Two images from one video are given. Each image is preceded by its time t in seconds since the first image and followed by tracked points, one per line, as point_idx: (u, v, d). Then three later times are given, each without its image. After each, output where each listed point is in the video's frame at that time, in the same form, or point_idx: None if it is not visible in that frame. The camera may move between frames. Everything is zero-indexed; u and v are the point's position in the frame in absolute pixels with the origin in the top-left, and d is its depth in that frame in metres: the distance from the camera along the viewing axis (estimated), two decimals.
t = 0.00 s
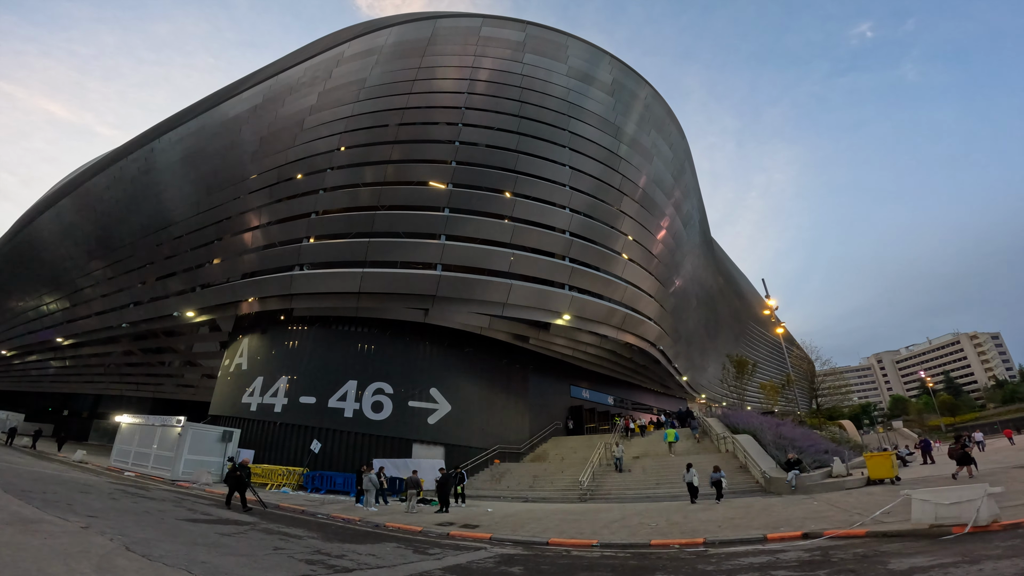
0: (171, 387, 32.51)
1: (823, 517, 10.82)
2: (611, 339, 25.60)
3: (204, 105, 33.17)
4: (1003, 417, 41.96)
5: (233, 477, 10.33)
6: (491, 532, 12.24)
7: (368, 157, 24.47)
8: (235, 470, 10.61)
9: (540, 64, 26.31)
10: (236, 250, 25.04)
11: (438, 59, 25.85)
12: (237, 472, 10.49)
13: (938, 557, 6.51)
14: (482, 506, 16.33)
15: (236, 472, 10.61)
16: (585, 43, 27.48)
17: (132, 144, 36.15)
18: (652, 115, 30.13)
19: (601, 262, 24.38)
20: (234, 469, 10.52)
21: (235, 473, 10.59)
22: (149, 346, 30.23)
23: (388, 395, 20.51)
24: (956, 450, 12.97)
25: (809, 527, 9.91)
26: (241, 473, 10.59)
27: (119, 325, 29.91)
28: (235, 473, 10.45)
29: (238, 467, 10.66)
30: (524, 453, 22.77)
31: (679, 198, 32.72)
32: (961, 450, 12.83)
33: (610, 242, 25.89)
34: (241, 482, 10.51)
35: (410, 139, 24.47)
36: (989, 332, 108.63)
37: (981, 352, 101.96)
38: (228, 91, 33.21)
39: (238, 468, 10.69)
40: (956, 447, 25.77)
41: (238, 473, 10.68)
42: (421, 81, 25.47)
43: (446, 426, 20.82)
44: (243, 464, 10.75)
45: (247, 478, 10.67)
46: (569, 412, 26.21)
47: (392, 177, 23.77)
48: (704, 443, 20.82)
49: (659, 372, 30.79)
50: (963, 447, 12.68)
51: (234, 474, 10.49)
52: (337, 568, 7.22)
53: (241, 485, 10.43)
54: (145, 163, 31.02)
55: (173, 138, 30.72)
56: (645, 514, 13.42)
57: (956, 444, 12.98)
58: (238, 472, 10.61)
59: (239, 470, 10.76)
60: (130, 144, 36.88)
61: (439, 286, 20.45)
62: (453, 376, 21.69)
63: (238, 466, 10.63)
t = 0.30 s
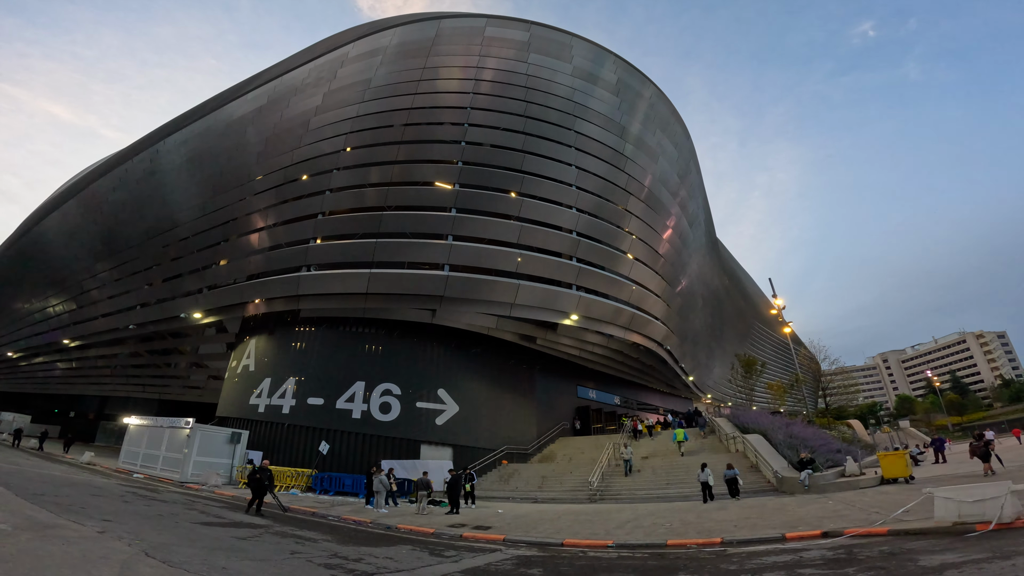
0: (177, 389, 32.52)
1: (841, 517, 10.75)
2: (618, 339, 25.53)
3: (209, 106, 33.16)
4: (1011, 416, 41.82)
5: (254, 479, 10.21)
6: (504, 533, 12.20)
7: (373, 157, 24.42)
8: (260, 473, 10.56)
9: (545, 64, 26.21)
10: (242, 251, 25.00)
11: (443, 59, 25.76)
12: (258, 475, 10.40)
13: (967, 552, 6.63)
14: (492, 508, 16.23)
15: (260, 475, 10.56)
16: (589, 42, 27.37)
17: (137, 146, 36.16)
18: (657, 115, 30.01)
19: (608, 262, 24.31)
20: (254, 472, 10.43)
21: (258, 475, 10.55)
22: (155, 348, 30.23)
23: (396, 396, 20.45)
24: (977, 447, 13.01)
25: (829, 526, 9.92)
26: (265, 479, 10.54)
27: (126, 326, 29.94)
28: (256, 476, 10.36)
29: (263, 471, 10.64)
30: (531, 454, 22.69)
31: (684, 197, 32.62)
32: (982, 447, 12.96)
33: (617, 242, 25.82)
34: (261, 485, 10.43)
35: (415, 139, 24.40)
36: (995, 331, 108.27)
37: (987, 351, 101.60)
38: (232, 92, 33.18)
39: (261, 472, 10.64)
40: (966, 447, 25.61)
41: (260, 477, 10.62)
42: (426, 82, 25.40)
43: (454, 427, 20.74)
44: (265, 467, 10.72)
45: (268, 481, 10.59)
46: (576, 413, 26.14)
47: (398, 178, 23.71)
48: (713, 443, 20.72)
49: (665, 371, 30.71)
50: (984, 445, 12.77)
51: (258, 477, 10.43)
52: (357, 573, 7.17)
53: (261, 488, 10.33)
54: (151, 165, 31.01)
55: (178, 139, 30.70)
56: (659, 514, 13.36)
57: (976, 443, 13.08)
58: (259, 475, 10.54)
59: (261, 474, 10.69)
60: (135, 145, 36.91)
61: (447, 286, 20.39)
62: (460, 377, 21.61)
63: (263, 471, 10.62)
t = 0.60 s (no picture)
0: (193, 392, 32.80)
1: (869, 515, 10.61)
2: (632, 338, 25.41)
3: (219, 111, 33.37)
4: None
5: (284, 484, 10.09)
6: (525, 533, 12.18)
7: (384, 159, 24.44)
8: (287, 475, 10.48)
9: (553, 64, 26.11)
10: (256, 254, 25.15)
11: (451, 60, 25.74)
12: (285, 479, 10.25)
13: (1007, 546, 6.51)
14: (510, 508, 16.15)
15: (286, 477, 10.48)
16: (597, 41, 27.22)
17: (149, 151, 36.48)
18: (666, 112, 29.81)
19: (621, 261, 24.20)
20: (281, 476, 10.28)
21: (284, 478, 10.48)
22: (171, 351, 30.51)
23: (411, 397, 20.46)
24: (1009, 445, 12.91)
25: (858, 524, 9.84)
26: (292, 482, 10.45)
27: (143, 330, 30.25)
28: (284, 481, 10.24)
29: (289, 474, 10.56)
30: (546, 454, 22.64)
31: (695, 194, 32.40)
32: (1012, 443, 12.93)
33: (628, 241, 25.71)
34: (289, 490, 10.34)
35: (426, 140, 24.41)
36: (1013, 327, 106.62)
37: (1005, 347, 100.07)
38: (242, 96, 33.37)
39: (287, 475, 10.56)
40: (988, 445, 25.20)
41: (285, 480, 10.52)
42: (435, 83, 25.38)
43: (470, 428, 20.72)
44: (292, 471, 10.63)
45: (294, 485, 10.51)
46: (590, 412, 26.05)
47: (409, 179, 23.73)
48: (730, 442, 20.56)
49: (679, 370, 30.53)
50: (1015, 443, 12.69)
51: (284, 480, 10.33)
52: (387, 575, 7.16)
53: (290, 492, 10.24)
54: (163, 169, 31.26)
55: (189, 144, 30.92)
56: (680, 513, 13.24)
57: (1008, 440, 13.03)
58: (286, 479, 10.41)
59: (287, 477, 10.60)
60: (147, 151, 37.22)
61: (461, 287, 20.36)
62: (475, 377, 21.59)
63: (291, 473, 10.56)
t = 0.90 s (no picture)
0: (210, 394, 33.13)
1: (899, 512, 10.41)
2: (646, 337, 25.23)
3: (230, 116, 33.59)
4: None
5: (311, 487, 10.19)
6: (547, 534, 12.09)
7: (395, 161, 24.45)
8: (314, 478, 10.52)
9: (563, 63, 25.96)
10: (270, 257, 25.31)
11: (460, 60, 25.66)
12: (313, 483, 10.36)
13: None
14: (529, 509, 16.02)
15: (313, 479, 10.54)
16: (605, 39, 27.02)
17: (162, 157, 36.84)
18: (676, 109, 29.52)
19: (635, 259, 24.04)
20: (310, 479, 10.43)
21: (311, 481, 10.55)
22: (188, 354, 30.84)
23: (428, 399, 20.46)
24: None
25: (889, 521, 9.65)
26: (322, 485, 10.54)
27: (161, 334, 30.60)
28: (312, 483, 10.37)
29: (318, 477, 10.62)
30: (562, 454, 22.58)
31: (708, 191, 32.08)
32: None
33: (641, 238, 25.54)
34: (317, 493, 10.43)
35: (437, 141, 24.38)
36: None
37: None
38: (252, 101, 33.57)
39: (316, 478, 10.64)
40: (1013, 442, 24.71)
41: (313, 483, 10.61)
42: (445, 84, 25.31)
43: (486, 428, 20.67)
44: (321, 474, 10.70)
45: (324, 489, 10.58)
46: (605, 412, 25.92)
47: (422, 180, 23.73)
48: (750, 441, 20.32)
49: (693, 369, 30.29)
50: None
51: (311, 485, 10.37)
52: None
53: (318, 495, 10.33)
54: (177, 175, 31.55)
55: (202, 149, 31.16)
56: (703, 512, 13.07)
57: None
58: (314, 482, 10.53)
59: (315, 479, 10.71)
60: (160, 157, 37.61)
61: (476, 287, 20.31)
62: (490, 378, 21.53)
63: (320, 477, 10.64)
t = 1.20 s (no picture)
0: (227, 396, 33.44)
1: (932, 508, 10.14)
2: (662, 334, 25.00)
3: (240, 120, 33.82)
4: None
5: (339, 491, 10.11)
6: (569, 533, 11.88)
7: (407, 161, 24.43)
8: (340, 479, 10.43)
9: (572, 60, 25.77)
10: (285, 259, 25.43)
11: (469, 60, 25.54)
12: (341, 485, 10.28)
13: None
14: (548, 508, 15.85)
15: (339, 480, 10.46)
16: (613, 35, 26.80)
17: (175, 162, 37.22)
18: (687, 104, 29.17)
19: (649, 256, 23.82)
20: (338, 482, 10.34)
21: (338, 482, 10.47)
22: (205, 356, 31.14)
23: (444, 398, 20.41)
24: None
25: (923, 517, 9.41)
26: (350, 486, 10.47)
27: (178, 336, 30.93)
28: (340, 486, 10.29)
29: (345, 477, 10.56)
30: (579, 453, 22.46)
31: (721, 187, 31.72)
32: None
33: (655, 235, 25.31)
34: (346, 497, 10.33)
35: (448, 140, 24.31)
36: None
37: None
38: (262, 105, 33.76)
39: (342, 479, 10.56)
40: None
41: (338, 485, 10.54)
42: (454, 83, 25.22)
43: (502, 428, 20.59)
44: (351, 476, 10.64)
45: (352, 492, 10.47)
46: (621, 410, 25.72)
47: (433, 180, 23.70)
48: (771, 438, 20.03)
49: (709, 366, 29.97)
50: None
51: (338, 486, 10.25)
52: None
53: (346, 499, 10.24)
54: (190, 180, 31.85)
55: (214, 153, 31.41)
56: (728, 510, 12.84)
57: None
58: (343, 485, 10.46)
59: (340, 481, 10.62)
60: (173, 162, 38.00)
61: (491, 286, 20.22)
62: (506, 377, 21.44)
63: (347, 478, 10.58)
